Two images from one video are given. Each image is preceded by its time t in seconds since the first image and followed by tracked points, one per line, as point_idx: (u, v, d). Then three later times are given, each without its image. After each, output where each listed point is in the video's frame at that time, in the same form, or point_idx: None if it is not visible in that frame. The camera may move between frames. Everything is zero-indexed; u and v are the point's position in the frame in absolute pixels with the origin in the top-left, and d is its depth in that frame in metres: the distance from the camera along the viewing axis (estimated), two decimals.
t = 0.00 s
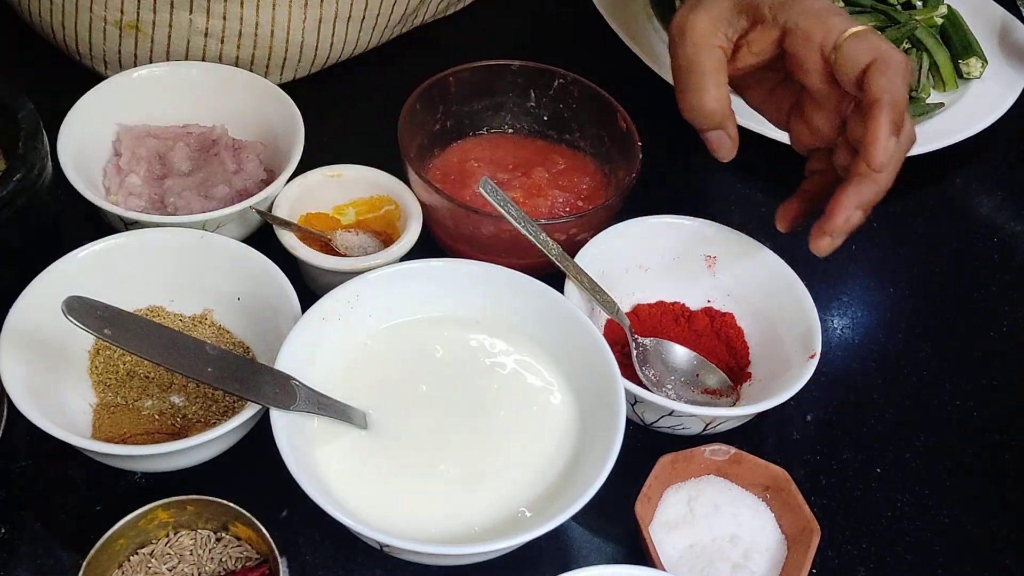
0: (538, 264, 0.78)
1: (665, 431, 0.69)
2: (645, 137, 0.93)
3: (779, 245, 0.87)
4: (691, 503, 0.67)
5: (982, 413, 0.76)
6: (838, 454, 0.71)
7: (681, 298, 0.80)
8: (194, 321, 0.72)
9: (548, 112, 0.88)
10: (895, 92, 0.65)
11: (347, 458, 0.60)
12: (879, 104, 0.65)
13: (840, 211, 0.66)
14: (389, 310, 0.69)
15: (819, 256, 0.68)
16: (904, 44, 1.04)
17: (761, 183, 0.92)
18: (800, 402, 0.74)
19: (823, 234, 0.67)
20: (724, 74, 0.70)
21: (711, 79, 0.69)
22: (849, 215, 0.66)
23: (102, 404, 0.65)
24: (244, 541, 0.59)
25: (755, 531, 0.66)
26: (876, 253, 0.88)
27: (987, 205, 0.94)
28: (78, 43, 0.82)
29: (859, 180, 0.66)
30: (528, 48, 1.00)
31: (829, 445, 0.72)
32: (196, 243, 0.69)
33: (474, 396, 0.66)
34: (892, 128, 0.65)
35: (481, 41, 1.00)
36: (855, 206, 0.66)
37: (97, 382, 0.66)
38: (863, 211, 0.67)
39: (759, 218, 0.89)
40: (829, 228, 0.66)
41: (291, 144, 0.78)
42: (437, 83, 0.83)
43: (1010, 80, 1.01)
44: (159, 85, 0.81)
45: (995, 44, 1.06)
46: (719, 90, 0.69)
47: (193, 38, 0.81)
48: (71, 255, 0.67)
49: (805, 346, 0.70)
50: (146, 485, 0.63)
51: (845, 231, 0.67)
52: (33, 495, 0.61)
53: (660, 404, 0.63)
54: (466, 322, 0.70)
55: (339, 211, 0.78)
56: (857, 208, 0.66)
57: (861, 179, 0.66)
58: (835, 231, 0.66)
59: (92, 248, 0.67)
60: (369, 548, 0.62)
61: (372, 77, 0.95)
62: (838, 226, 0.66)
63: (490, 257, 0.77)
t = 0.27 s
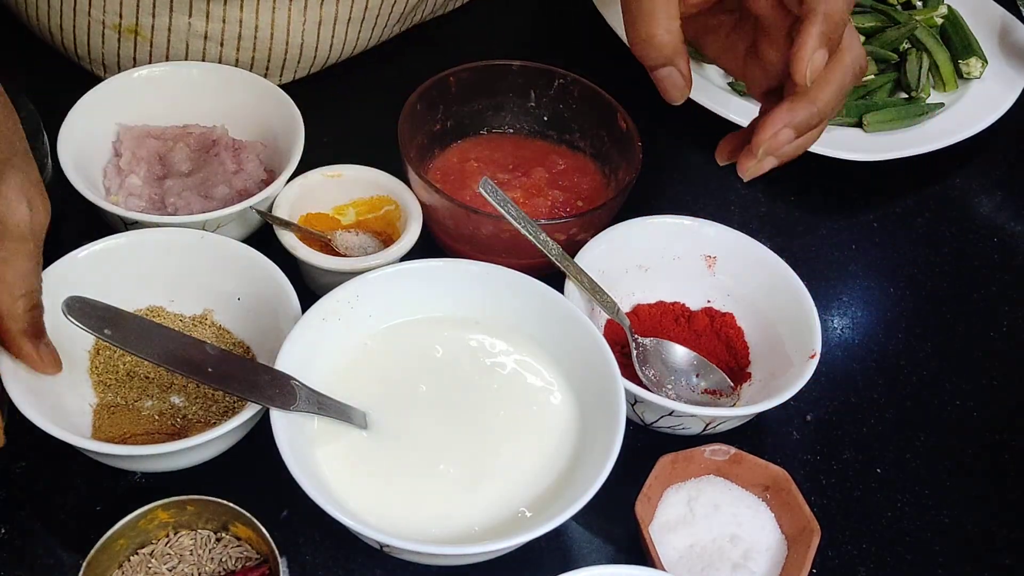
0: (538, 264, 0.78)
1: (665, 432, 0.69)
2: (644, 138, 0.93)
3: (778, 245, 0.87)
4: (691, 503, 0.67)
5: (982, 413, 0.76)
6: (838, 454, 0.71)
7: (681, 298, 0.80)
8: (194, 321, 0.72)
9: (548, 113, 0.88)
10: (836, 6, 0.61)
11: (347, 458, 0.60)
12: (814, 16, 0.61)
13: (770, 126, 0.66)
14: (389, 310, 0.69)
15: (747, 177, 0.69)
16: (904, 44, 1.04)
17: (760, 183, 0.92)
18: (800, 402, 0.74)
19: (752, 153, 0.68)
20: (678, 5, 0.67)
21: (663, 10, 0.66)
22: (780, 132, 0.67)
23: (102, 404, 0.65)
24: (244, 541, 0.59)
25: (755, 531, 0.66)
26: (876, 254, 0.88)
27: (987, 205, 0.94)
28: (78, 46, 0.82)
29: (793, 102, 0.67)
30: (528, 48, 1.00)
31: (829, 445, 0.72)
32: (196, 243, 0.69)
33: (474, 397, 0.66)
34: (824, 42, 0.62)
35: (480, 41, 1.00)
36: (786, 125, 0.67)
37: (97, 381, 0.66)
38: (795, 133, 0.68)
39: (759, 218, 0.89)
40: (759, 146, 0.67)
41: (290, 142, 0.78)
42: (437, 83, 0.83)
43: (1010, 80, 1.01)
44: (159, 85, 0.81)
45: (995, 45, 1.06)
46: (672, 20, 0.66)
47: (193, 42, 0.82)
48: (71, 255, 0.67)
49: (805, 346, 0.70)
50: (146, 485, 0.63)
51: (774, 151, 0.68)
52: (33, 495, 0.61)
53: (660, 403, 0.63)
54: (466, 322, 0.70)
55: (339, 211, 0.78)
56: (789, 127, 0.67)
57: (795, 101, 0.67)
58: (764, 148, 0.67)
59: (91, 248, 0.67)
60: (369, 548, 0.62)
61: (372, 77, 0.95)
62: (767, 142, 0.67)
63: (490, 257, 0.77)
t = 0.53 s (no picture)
0: (538, 264, 0.78)
1: (665, 431, 0.69)
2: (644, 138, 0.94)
3: (778, 245, 0.87)
4: (691, 503, 0.67)
5: (982, 413, 0.76)
6: (838, 454, 0.71)
7: (682, 298, 0.80)
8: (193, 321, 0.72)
9: (548, 113, 0.88)
10: None
11: (347, 458, 0.60)
12: None
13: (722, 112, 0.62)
14: (389, 310, 0.69)
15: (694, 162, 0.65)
16: (904, 44, 1.04)
17: (760, 184, 0.92)
18: (800, 402, 0.74)
19: (701, 138, 0.63)
20: None
21: None
22: (731, 118, 0.62)
23: (102, 404, 0.65)
24: (244, 541, 0.59)
25: (755, 531, 0.66)
26: (876, 254, 0.88)
27: (987, 205, 0.94)
28: (79, 48, 0.83)
29: (748, 86, 0.63)
30: (528, 49, 1.00)
31: (829, 445, 0.72)
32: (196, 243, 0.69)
33: (474, 396, 0.66)
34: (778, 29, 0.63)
35: (481, 41, 1.00)
36: (738, 112, 0.62)
37: (97, 382, 0.67)
38: (749, 121, 0.63)
39: (759, 218, 0.89)
40: (707, 130, 0.62)
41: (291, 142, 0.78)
42: (437, 83, 0.83)
43: (1010, 80, 1.01)
44: (159, 86, 0.81)
45: (995, 45, 1.06)
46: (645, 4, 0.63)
47: (193, 50, 0.83)
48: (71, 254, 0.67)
49: (805, 346, 0.70)
50: (146, 485, 0.63)
51: (726, 138, 0.63)
52: (33, 495, 0.61)
53: (659, 403, 0.63)
54: (466, 322, 0.70)
55: (339, 211, 0.78)
56: (740, 114, 0.62)
57: (749, 89, 0.63)
58: (713, 132, 0.62)
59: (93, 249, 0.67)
60: (369, 548, 0.62)
61: (372, 78, 0.95)
62: (718, 127, 0.62)
63: (490, 257, 0.77)
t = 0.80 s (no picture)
0: (538, 264, 0.78)
1: (666, 431, 0.69)
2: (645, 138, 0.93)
3: (778, 245, 0.87)
4: (691, 503, 0.67)
5: (982, 413, 0.76)
6: (838, 454, 0.71)
7: (682, 298, 0.80)
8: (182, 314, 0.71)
9: (548, 113, 0.88)
10: None
11: (347, 459, 0.60)
12: None
13: (648, 102, 0.62)
14: (389, 310, 0.69)
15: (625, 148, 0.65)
16: (904, 44, 1.04)
17: (759, 184, 0.92)
18: (800, 402, 0.74)
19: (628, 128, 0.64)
20: None
21: None
22: (657, 109, 0.62)
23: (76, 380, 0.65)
24: (244, 541, 0.59)
25: (755, 531, 0.66)
26: (876, 254, 0.88)
27: (987, 205, 0.94)
28: (78, 48, 0.82)
29: (679, 78, 0.63)
30: (528, 49, 1.00)
31: (829, 445, 0.72)
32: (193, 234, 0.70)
33: (474, 396, 0.66)
34: (699, 20, 0.59)
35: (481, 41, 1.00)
36: (666, 103, 0.63)
37: (74, 358, 0.66)
38: (678, 112, 0.64)
39: (759, 218, 0.89)
40: (633, 120, 0.63)
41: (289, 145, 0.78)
42: (437, 83, 0.83)
43: (1010, 80, 1.01)
44: (159, 85, 0.81)
45: (995, 45, 1.06)
46: None
47: (193, 50, 0.83)
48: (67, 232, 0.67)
49: (805, 347, 0.70)
50: (146, 485, 0.63)
51: (655, 129, 0.64)
52: (33, 495, 0.61)
53: (659, 403, 0.63)
54: (466, 322, 0.70)
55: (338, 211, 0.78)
56: (668, 105, 0.63)
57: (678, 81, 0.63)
58: (638, 122, 0.63)
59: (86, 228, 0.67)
60: (369, 548, 0.62)
61: (372, 78, 0.95)
62: (643, 118, 0.63)
63: (490, 257, 0.77)
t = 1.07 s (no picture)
0: (539, 264, 0.78)
1: (666, 432, 0.69)
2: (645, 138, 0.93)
3: (778, 245, 0.87)
4: (691, 503, 0.67)
5: (982, 413, 0.76)
6: (838, 454, 0.71)
7: (682, 299, 0.80)
8: (115, 239, 0.63)
9: (548, 113, 0.88)
10: None
11: (347, 459, 0.60)
12: None
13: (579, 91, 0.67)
14: (389, 311, 0.69)
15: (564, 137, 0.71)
16: (904, 44, 1.04)
17: (759, 184, 0.92)
18: (800, 402, 0.74)
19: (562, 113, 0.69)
20: None
21: None
22: (587, 97, 0.67)
23: None
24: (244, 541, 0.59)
25: (755, 531, 0.66)
26: (876, 254, 0.88)
27: (987, 205, 0.94)
28: (78, 46, 0.83)
29: (612, 68, 0.67)
30: (528, 49, 1.00)
31: (829, 445, 0.72)
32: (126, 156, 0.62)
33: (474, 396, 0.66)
34: (632, 11, 0.62)
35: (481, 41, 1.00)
36: (596, 91, 0.67)
37: None
38: (608, 100, 0.68)
39: (759, 218, 0.89)
40: (566, 108, 0.68)
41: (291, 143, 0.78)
42: (437, 83, 0.83)
43: (1010, 81, 1.01)
44: (159, 85, 0.81)
45: (995, 45, 1.06)
46: None
47: (193, 49, 0.82)
48: None
49: (805, 346, 0.70)
50: (146, 485, 0.63)
51: (587, 117, 0.68)
52: (33, 495, 0.61)
53: (659, 403, 0.63)
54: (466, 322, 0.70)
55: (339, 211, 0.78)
56: (598, 93, 0.67)
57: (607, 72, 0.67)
58: (570, 109, 0.67)
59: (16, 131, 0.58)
60: (369, 548, 0.62)
61: (372, 78, 0.95)
62: (574, 105, 0.67)
63: (490, 258, 0.77)
